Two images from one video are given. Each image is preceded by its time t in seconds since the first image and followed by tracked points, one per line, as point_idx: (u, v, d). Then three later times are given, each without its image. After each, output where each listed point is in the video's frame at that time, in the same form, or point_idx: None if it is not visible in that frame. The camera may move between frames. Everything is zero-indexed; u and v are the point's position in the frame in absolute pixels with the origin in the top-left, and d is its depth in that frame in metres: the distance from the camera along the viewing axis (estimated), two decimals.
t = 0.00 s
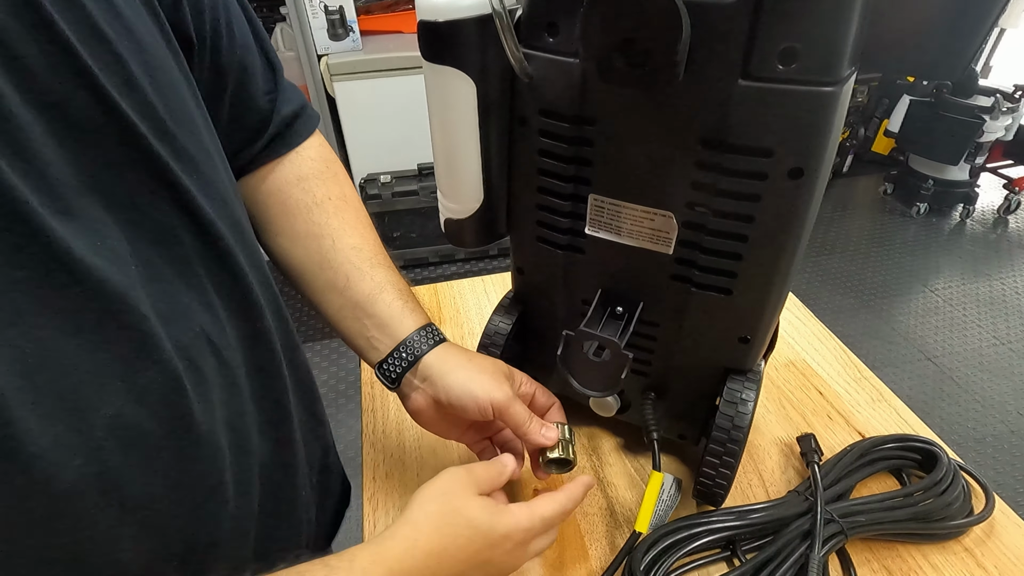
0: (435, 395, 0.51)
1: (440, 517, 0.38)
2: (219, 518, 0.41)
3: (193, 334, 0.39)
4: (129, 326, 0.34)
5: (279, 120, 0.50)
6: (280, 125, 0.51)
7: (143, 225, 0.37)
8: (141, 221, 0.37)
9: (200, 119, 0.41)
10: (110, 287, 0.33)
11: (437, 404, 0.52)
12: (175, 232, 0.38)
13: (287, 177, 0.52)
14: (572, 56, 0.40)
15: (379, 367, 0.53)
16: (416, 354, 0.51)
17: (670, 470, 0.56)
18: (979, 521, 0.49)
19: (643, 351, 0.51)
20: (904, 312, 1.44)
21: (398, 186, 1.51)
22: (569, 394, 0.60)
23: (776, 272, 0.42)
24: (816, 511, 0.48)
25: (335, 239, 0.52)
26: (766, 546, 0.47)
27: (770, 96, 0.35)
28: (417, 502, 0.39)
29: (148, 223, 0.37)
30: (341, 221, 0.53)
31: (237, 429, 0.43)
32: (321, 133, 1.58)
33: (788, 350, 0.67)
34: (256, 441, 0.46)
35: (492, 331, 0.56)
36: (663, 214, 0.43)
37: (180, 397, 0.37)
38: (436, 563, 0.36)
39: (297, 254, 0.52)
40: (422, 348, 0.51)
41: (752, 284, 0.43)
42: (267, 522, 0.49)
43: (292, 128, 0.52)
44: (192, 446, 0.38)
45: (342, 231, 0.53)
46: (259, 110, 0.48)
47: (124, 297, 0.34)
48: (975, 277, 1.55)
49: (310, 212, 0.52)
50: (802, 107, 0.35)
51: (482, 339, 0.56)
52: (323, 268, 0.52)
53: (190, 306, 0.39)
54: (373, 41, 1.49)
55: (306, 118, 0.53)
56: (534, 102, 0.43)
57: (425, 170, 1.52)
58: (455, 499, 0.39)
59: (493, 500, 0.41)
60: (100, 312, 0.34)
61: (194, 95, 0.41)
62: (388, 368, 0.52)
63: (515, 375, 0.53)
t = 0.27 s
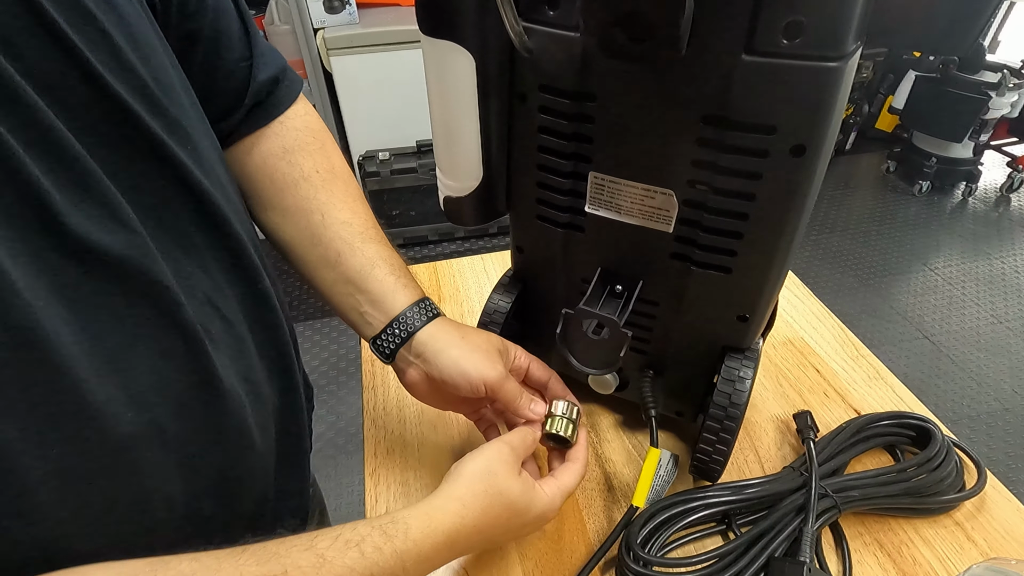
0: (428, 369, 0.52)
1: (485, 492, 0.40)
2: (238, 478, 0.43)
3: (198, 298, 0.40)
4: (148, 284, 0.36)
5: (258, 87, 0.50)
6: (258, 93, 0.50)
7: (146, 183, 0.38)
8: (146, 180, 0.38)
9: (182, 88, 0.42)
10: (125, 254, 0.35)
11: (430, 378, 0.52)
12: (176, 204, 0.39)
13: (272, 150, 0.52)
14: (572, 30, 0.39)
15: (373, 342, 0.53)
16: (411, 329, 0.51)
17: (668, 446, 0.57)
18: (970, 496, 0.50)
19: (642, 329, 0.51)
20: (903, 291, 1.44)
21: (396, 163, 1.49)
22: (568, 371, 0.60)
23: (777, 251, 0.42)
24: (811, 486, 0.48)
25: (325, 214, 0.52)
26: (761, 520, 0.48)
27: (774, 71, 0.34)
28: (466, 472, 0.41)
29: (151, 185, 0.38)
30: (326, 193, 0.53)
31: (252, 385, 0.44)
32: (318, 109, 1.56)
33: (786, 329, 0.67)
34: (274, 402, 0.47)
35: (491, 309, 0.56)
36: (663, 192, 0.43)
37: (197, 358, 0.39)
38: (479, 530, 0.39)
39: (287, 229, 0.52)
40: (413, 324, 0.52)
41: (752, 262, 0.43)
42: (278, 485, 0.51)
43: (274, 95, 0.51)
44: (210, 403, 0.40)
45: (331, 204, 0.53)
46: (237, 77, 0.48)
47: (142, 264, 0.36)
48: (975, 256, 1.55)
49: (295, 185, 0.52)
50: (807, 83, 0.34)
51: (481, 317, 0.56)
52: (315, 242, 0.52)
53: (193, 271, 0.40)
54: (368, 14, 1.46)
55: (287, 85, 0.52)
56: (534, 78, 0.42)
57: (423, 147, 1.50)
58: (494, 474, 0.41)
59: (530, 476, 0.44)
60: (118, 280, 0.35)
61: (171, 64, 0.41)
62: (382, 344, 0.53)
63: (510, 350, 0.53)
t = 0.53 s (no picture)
0: (375, 343, 0.51)
1: (496, 476, 0.42)
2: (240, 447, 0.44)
3: (202, 264, 0.42)
4: (157, 248, 0.38)
5: (242, 65, 0.50)
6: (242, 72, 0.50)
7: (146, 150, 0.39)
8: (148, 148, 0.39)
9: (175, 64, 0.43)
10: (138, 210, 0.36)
11: (377, 354, 0.52)
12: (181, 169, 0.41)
13: (250, 124, 0.52)
14: (573, 18, 0.39)
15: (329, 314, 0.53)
16: (364, 301, 0.51)
17: (668, 436, 0.57)
18: (967, 486, 0.50)
19: (642, 320, 0.51)
20: (903, 282, 1.44)
21: (396, 153, 1.49)
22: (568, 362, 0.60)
23: (777, 242, 0.42)
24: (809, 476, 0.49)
25: (295, 189, 0.52)
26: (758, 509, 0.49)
27: (775, 61, 0.34)
28: (479, 456, 0.42)
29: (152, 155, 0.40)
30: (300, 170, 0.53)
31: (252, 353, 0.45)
32: (317, 98, 1.55)
33: (785, 319, 0.67)
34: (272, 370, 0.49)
35: (491, 300, 0.56)
36: (664, 183, 0.42)
37: (205, 326, 0.40)
38: (485, 509, 0.42)
39: (258, 201, 0.53)
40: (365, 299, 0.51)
41: (752, 253, 0.43)
42: (279, 452, 0.53)
43: (257, 74, 0.52)
44: (216, 367, 0.41)
45: (302, 179, 0.53)
46: (220, 56, 0.49)
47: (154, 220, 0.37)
48: (976, 247, 1.54)
49: (268, 160, 0.52)
50: (808, 73, 0.34)
51: (481, 308, 0.56)
52: (282, 215, 0.52)
53: (195, 238, 0.42)
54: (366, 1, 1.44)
55: (272, 65, 0.53)
56: (535, 67, 0.42)
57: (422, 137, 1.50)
58: (502, 459, 0.43)
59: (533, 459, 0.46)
60: (127, 237, 0.37)
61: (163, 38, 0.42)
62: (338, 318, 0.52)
63: (461, 335, 0.53)
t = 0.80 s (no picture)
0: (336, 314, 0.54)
1: (516, 442, 0.45)
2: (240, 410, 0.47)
3: (203, 241, 0.45)
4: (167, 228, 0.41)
5: (233, 48, 0.53)
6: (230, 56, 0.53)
7: (150, 127, 0.41)
8: (154, 125, 0.42)
9: (176, 49, 0.46)
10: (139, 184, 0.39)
11: (333, 321, 0.55)
12: (183, 148, 0.43)
13: (232, 108, 0.54)
14: (573, 16, 0.39)
15: (301, 280, 0.56)
16: (331, 273, 0.54)
17: (668, 434, 0.57)
18: (966, 483, 0.50)
19: (642, 318, 0.51)
20: (903, 280, 1.44)
21: (395, 151, 1.49)
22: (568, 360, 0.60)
23: (777, 239, 0.42)
24: (808, 473, 0.49)
25: (274, 167, 0.55)
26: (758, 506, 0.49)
27: (776, 59, 0.34)
28: (502, 425, 0.46)
29: (156, 133, 0.42)
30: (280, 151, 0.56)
31: (249, 323, 0.49)
32: (316, 95, 1.55)
33: (785, 317, 0.67)
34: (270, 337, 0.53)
35: (491, 298, 0.56)
36: (664, 180, 0.42)
37: (204, 300, 0.43)
38: (502, 473, 0.44)
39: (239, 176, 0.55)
40: (329, 275, 0.54)
41: (752, 251, 0.43)
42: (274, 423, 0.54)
43: (246, 58, 0.54)
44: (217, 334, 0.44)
45: (279, 161, 0.55)
46: (213, 41, 0.52)
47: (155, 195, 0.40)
48: (976, 245, 1.54)
49: (249, 141, 0.54)
50: (809, 70, 0.34)
51: (481, 306, 0.56)
52: (260, 191, 0.55)
53: (199, 214, 0.45)
54: None
55: (259, 48, 0.55)
56: (535, 65, 0.42)
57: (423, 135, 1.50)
58: (521, 432, 0.46)
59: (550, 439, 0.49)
60: (132, 209, 0.39)
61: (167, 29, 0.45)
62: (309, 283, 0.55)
63: (413, 322, 0.56)
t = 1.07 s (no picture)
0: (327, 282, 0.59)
1: (517, 421, 0.46)
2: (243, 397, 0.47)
3: (216, 219, 0.45)
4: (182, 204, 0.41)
5: (223, 31, 0.57)
6: (224, 38, 0.57)
7: (160, 107, 0.43)
8: (163, 106, 0.43)
9: (175, 32, 0.48)
10: (154, 160, 0.40)
11: (327, 290, 0.59)
12: (191, 128, 0.44)
13: (223, 89, 0.58)
14: (574, 15, 0.39)
15: (296, 252, 0.61)
16: (323, 244, 0.58)
17: (668, 434, 0.57)
18: (966, 483, 0.50)
19: (642, 317, 0.51)
20: (903, 279, 1.44)
21: (395, 150, 1.49)
22: (568, 359, 0.60)
23: (777, 239, 0.42)
24: (808, 473, 0.49)
25: (266, 146, 0.59)
26: (758, 506, 0.49)
27: (776, 58, 0.34)
28: (502, 408, 0.47)
29: (165, 113, 0.43)
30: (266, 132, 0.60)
31: (259, 299, 0.50)
32: (316, 95, 1.55)
33: (785, 317, 0.67)
34: (277, 311, 0.54)
35: (491, 298, 0.56)
36: (664, 180, 0.42)
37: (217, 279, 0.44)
38: (504, 454, 0.45)
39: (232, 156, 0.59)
40: (322, 244, 0.59)
41: (752, 250, 0.43)
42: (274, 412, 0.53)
43: (234, 43, 0.58)
44: (222, 313, 0.45)
45: (270, 140, 0.60)
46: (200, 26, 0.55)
47: (170, 171, 0.40)
48: (976, 245, 1.54)
49: (240, 120, 0.59)
50: (809, 69, 0.34)
51: (481, 306, 0.56)
52: (254, 169, 0.59)
53: (210, 190, 0.45)
54: None
55: (245, 32, 0.59)
56: (535, 64, 0.42)
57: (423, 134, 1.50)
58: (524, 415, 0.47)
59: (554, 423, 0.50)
60: (148, 183, 0.40)
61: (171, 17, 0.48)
62: (302, 255, 0.60)
63: (398, 294, 0.60)
